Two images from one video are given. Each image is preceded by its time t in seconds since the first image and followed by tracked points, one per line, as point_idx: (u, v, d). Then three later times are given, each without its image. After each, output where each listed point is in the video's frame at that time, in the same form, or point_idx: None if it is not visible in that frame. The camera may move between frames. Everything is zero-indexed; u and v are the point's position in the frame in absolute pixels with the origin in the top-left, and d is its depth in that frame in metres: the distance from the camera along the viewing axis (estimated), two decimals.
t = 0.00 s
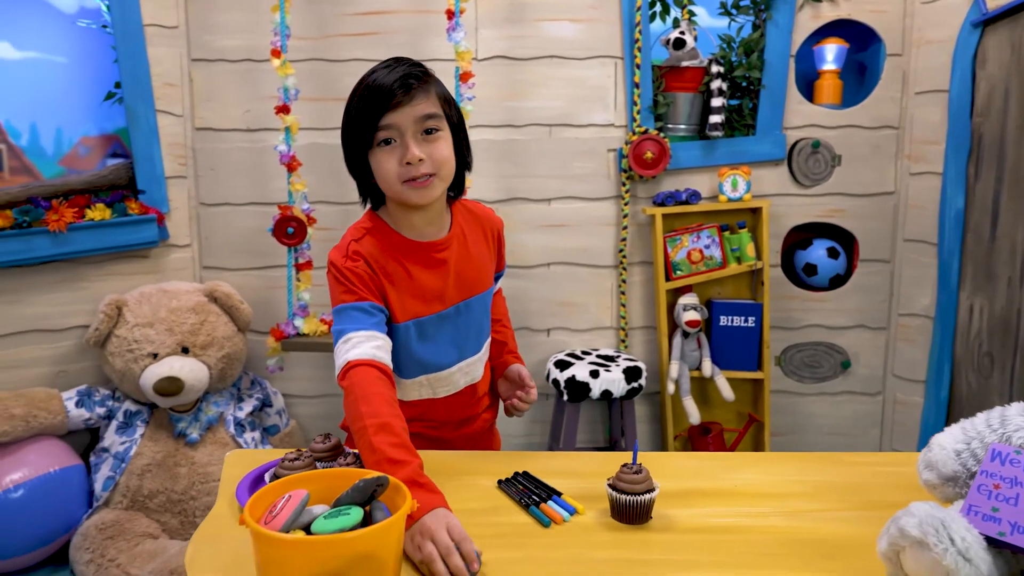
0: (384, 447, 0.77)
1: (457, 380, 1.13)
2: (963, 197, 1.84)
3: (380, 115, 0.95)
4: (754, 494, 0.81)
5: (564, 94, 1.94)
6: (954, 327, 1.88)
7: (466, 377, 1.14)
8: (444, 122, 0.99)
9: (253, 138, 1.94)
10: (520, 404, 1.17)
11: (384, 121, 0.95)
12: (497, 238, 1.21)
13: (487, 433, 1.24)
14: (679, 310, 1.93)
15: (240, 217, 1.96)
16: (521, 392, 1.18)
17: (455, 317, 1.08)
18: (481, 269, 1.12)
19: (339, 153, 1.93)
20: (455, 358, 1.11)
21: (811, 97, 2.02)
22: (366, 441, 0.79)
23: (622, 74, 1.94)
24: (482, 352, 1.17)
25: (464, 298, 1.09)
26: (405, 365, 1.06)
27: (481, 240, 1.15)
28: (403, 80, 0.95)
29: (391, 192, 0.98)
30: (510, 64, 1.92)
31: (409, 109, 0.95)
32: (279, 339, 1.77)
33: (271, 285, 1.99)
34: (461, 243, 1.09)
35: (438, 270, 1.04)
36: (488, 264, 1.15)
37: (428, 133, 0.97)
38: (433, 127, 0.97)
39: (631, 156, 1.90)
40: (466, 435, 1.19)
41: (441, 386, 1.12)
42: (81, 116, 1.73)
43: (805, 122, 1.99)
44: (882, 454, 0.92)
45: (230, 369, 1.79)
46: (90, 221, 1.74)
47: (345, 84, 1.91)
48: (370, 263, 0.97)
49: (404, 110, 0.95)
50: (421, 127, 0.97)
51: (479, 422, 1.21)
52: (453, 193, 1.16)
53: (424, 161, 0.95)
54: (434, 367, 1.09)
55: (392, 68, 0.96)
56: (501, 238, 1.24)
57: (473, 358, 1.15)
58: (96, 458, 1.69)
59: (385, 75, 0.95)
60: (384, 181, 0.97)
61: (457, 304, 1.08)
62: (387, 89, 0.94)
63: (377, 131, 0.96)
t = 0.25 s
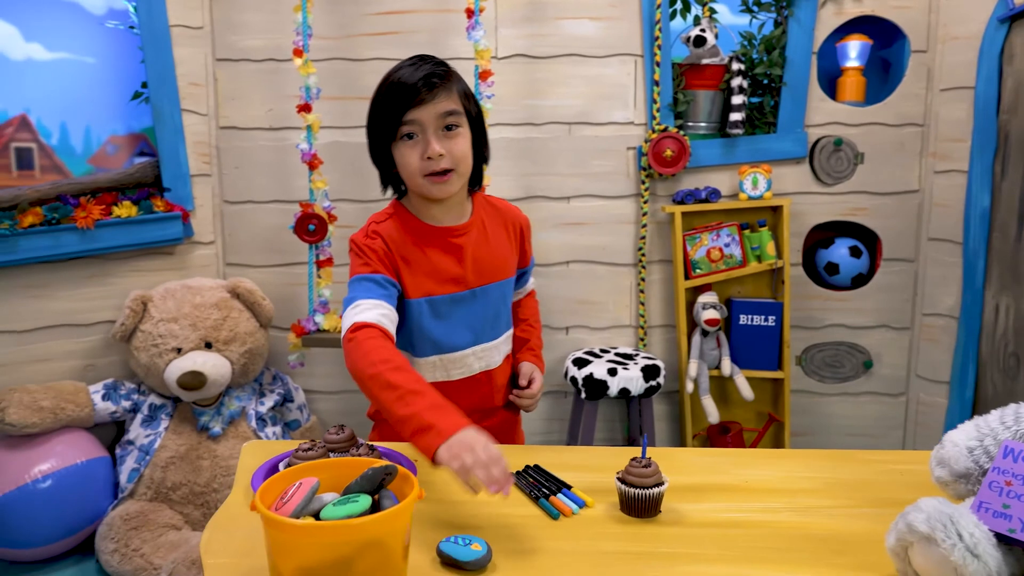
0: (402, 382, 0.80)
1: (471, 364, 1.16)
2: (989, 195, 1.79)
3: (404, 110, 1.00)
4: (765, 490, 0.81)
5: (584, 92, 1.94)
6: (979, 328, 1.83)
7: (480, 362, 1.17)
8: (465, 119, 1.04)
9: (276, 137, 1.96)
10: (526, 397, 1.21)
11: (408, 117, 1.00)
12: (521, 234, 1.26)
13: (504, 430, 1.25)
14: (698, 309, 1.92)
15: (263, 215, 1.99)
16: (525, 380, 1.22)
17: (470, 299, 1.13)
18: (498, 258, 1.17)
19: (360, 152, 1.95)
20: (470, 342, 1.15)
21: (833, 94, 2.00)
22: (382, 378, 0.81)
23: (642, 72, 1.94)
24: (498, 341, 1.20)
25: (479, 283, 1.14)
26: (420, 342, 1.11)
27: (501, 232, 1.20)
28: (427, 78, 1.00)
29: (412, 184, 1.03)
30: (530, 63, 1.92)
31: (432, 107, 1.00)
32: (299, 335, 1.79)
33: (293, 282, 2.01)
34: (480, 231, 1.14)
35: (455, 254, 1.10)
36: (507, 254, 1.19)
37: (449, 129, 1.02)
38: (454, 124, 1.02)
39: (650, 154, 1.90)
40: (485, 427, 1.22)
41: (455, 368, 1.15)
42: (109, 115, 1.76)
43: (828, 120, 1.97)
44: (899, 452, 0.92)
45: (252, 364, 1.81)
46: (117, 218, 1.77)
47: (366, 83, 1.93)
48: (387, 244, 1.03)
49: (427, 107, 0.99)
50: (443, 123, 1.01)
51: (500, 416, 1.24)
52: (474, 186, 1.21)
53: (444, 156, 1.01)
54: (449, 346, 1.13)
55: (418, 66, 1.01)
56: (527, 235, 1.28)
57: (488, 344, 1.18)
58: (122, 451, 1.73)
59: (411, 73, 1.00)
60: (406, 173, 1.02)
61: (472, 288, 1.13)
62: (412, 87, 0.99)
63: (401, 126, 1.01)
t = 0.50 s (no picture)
0: (402, 337, 1.00)
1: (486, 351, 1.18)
2: (1012, 193, 1.75)
3: (448, 108, 1.07)
4: (772, 487, 0.81)
5: (600, 91, 1.94)
6: (1000, 329, 1.80)
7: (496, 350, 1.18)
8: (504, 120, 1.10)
9: (295, 136, 1.99)
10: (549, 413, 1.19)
11: (451, 114, 1.07)
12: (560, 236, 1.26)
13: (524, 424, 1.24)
14: (714, 308, 1.92)
15: (283, 214, 2.01)
16: (543, 392, 1.20)
17: (488, 288, 1.17)
18: (526, 253, 1.19)
19: (377, 151, 1.97)
20: (488, 329, 1.18)
21: (853, 92, 1.98)
22: (400, 349, 0.99)
23: (658, 71, 1.94)
24: (519, 334, 1.21)
25: (501, 274, 1.17)
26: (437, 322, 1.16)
27: (534, 230, 1.22)
28: (470, 80, 1.07)
29: (450, 177, 1.10)
30: (547, 62, 1.93)
31: (472, 106, 1.07)
32: (317, 332, 1.81)
33: (312, 280, 2.04)
34: (509, 225, 1.18)
35: (477, 245, 1.15)
36: (538, 251, 1.21)
37: (488, 128, 1.08)
38: (493, 124, 1.08)
39: (666, 153, 1.90)
40: (502, 418, 1.21)
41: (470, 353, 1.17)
42: (134, 115, 1.80)
43: (846, 118, 1.96)
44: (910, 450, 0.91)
45: (271, 360, 1.84)
46: (140, 216, 1.81)
47: (384, 83, 1.95)
48: (409, 232, 1.12)
49: (468, 106, 1.06)
50: (482, 122, 1.08)
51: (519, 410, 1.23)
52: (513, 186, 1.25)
53: (481, 152, 1.07)
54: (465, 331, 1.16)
55: (463, 68, 1.08)
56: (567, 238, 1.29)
57: (507, 334, 1.19)
58: (144, 444, 1.76)
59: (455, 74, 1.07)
60: (445, 167, 1.09)
61: (492, 278, 1.16)
62: (456, 87, 1.07)
63: (444, 123, 1.08)
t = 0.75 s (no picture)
0: (384, 334, 1.18)
1: (489, 341, 1.24)
2: None
3: (464, 107, 1.12)
4: (775, 486, 0.81)
5: (613, 91, 1.95)
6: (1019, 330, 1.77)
7: (499, 342, 1.24)
8: (517, 120, 1.16)
9: (312, 136, 2.01)
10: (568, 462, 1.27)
11: (466, 112, 1.13)
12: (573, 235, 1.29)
13: (529, 419, 1.30)
14: (728, 308, 1.91)
15: (299, 213, 2.04)
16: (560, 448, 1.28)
17: (490, 281, 1.23)
18: (532, 249, 1.23)
19: (392, 151, 1.99)
20: (489, 321, 1.24)
21: (870, 92, 1.97)
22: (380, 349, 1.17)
23: (672, 71, 1.93)
24: (523, 327, 1.25)
25: (505, 267, 1.23)
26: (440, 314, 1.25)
27: (543, 226, 1.26)
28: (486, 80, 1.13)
29: (464, 173, 1.15)
30: (561, 62, 1.94)
31: (487, 106, 1.12)
32: (332, 330, 1.83)
33: (327, 279, 2.06)
34: (515, 221, 1.23)
35: (481, 239, 1.22)
36: (545, 248, 1.25)
37: (501, 127, 1.13)
38: (506, 123, 1.13)
39: (680, 153, 1.90)
40: (505, 414, 1.27)
41: (472, 343, 1.24)
42: (154, 116, 1.83)
43: (862, 118, 1.94)
44: (916, 451, 0.91)
45: (286, 358, 1.86)
46: (159, 216, 1.84)
47: (399, 84, 1.96)
48: (415, 229, 1.22)
49: (483, 105, 1.12)
50: (496, 121, 1.13)
51: (524, 406, 1.28)
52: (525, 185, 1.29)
53: (494, 150, 1.12)
54: (467, 321, 1.24)
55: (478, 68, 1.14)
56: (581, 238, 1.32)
57: (510, 327, 1.24)
58: (162, 440, 1.79)
59: (471, 74, 1.13)
60: (459, 163, 1.15)
61: (496, 271, 1.22)
62: (472, 86, 1.12)
63: (459, 120, 1.14)
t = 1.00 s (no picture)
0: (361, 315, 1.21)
1: (465, 339, 1.30)
2: None
3: (444, 103, 1.20)
4: (780, 484, 0.81)
5: (629, 90, 1.94)
6: None
7: (475, 339, 1.30)
8: (496, 117, 1.23)
9: (330, 136, 2.03)
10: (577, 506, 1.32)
11: (446, 109, 1.20)
12: (556, 234, 1.35)
13: (511, 418, 1.34)
14: (744, 308, 1.90)
15: (317, 212, 2.06)
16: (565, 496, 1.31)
17: (467, 278, 1.29)
18: (510, 246, 1.30)
19: (408, 151, 2.00)
20: (468, 319, 1.30)
21: (889, 91, 1.95)
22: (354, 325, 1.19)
23: (689, 70, 1.93)
24: (500, 325, 1.31)
25: (482, 264, 1.29)
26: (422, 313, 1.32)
27: (523, 225, 1.32)
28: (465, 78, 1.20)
29: (445, 168, 1.23)
30: (577, 61, 1.94)
31: (467, 101, 1.19)
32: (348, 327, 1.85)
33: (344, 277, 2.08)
34: (495, 219, 1.30)
35: (460, 237, 1.29)
36: (525, 245, 1.31)
37: (480, 123, 1.21)
38: (485, 118, 1.21)
39: (697, 152, 1.89)
40: (485, 411, 1.32)
41: (450, 340, 1.30)
42: (176, 116, 1.86)
43: (882, 116, 1.93)
44: (924, 451, 0.90)
45: (304, 355, 1.88)
46: (180, 214, 1.87)
47: (416, 84, 1.98)
48: (400, 229, 1.30)
49: (463, 101, 1.19)
50: (475, 117, 1.20)
51: (504, 405, 1.33)
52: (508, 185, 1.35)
53: (473, 145, 1.19)
54: (446, 319, 1.30)
55: (459, 66, 1.21)
56: (566, 237, 1.37)
57: (487, 325, 1.30)
58: (181, 434, 1.82)
59: (452, 72, 1.20)
60: (441, 158, 1.22)
61: (473, 268, 1.29)
62: (453, 83, 1.19)
63: (440, 117, 1.21)
